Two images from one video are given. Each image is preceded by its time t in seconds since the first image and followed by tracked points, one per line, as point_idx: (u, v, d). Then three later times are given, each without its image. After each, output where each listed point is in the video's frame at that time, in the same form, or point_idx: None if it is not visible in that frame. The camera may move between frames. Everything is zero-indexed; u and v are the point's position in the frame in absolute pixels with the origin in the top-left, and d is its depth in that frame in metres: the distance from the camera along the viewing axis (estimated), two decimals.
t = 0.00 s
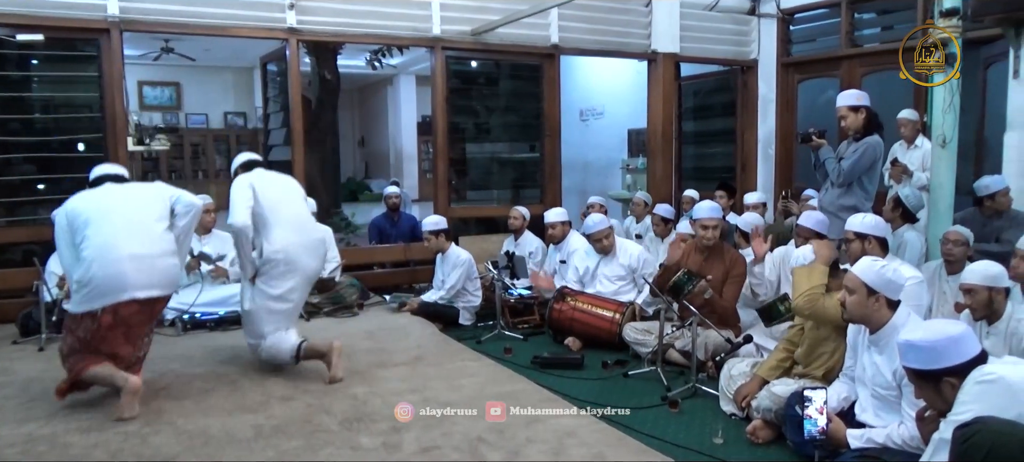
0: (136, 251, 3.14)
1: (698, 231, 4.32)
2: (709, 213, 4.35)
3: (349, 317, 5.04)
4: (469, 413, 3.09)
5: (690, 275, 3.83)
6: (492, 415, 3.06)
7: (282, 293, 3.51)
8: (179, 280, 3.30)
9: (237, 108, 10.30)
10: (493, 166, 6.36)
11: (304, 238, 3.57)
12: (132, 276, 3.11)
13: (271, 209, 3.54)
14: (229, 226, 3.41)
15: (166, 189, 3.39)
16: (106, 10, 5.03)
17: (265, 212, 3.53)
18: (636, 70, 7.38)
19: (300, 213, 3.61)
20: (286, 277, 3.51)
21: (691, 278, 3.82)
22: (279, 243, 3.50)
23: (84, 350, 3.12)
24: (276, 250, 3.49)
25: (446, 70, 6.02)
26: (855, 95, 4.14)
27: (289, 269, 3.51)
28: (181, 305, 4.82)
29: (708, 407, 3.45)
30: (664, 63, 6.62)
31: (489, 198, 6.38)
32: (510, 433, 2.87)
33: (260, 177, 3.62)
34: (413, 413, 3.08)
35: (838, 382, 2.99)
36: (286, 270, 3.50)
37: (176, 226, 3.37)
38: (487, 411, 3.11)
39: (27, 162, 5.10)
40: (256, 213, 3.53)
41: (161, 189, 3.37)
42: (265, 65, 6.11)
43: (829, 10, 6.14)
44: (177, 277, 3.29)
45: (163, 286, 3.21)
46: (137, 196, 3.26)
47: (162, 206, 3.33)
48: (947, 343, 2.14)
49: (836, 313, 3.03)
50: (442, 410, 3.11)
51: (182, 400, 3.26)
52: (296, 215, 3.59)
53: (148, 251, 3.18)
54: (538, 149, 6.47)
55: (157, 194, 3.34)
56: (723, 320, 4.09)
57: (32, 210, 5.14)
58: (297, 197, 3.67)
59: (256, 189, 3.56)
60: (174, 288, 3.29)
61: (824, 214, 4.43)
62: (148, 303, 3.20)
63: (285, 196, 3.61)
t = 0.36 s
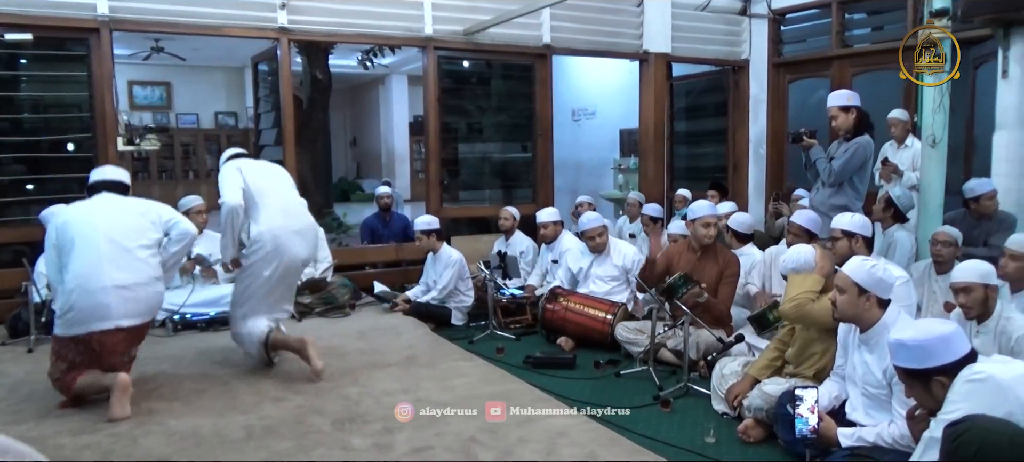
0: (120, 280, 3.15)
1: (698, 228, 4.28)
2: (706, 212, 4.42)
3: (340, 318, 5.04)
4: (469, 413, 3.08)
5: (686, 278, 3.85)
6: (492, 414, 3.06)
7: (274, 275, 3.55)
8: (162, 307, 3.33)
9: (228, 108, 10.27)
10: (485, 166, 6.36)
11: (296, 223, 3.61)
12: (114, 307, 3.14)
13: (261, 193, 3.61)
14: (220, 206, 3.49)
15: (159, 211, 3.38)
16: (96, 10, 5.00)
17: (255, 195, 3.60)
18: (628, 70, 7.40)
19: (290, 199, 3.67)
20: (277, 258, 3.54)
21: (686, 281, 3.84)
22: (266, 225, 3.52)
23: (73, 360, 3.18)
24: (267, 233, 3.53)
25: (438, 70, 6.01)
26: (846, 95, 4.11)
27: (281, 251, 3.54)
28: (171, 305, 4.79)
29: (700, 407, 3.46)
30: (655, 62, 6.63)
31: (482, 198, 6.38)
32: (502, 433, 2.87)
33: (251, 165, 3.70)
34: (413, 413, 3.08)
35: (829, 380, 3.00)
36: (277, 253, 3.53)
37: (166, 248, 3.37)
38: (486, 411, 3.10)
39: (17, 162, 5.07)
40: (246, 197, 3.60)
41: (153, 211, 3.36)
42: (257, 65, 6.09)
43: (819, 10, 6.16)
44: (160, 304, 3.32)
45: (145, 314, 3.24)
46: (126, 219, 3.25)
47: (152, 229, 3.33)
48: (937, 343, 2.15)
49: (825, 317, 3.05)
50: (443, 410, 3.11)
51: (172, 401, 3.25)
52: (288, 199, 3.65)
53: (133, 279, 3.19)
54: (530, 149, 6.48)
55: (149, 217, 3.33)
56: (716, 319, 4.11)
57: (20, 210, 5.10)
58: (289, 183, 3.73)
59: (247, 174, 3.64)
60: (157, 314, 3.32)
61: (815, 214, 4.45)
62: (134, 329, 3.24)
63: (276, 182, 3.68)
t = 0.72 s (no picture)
0: (104, 214, 3.05)
1: (692, 227, 4.32)
2: (699, 211, 4.38)
3: (332, 318, 5.02)
4: (470, 413, 3.08)
5: (676, 272, 3.88)
6: (492, 415, 3.06)
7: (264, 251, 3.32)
8: (154, 250, 3.18)
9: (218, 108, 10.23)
10: (477, 166, 6.36)
11: (292, 191, 3.40)
12: (98, 239, 3.01)
13: (256, 154, 3.37)
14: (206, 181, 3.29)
15: (150, 149, 3.28)
16: (85, 9, 4.97)
17: (249, 157, 3.37)
18: (619, 70, 7.41)
19: (289, 161, 3.44)
20: (268, 233, 3.31)
21: (676, 275, 3.86)
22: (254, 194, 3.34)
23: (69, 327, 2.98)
24: (257, 201, 3.33)
25: (430, 69, 6.00)
26: (836, 95, 4.13)
27: (272, 225, 3.32)
28: (161, 306, 4.77)
29: (692, 406, 3.47)
30: (647, 62, 6.65)
31: (474, 198, 6.38)
32: (495, 433, 2.87)
33: (247, 117, 3.45)
34: (413, 413, 3.07)
35: (820, 379, 3.01)
36: (269, 224, 3.31)
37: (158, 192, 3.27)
38: (487, 411, 3.10)
39: (5, 162, 5.04)
40: (237, 158, 3.37)
41: (143, 146, 3.25)
42: (248, 64, 6.07)
43: (810, 11, 6.18)
44: (151, 246, 3.17)
45: (134, 254, 3.10)
46: (112, 153, 3.15)
47: (142, 167, 3.23)
48: (926, 341, 2.16)
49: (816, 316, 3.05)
50: (443, 410, 3.11)
51: (163, 402, 3.23)
52: (285, 162, 3.42)
53: (120, 214, 3.08)
54: (522, 149, 6.48)
55: (138, 154, 3.23)
56: (707, 318, 4.12)
57: (8, 211, 5.07)
58: (289, 142, 3.49)
59: (241, 130, 3.39)
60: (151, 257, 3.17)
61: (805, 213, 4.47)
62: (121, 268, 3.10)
63: (275, 139, 3.44)
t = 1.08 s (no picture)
0: (100, 196, 2.60)
1: (675, 226, 4.33)
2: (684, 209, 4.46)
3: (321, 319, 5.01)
4: (470, 413, 3.08)
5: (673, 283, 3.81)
6: (493, 415, 3.05)
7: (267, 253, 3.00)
8: (163, 240, 2.74)
9: (207, 108, 10.18)
10: (467, 165, 6.36)
11: (304, 188, 3.03)
12: (92, 228, 2.58)
13: (270, 139, 2.99)
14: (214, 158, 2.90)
15: (149, 111, 2.74)
16: (72, 8, 4.94)
17: (262, 141, 2.98)
18: (609, 70, 7.42)
19: (304, 151, 3.06)
20: (272, 234, 2.98)
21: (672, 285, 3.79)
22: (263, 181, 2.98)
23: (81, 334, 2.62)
24: (266, 195, 2.97)
25: (420, 69, 5.99)
26: (824, 95, 4.15)
27: (279, 225, 2.98)
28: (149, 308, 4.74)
29: (682, 405, 3.48)
30: (636, 62, 6.66)
31: (464, 198, 6.38)
32: (484, 433, 2.87)
33: (267, 91, 3.05)
34: (413, 413, 3.07)
35: (808, 378, 3.03)
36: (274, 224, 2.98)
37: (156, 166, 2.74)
38: (487, 411, 3.10)
39: None
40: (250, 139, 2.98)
41: (139, 109, 2.71)
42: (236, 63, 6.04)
43: (799, 11, 6.21)
44: (161, 233, 2.74)
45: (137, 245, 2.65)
46: (105, 121, 2.64)
47: (140, 136, 2.71)
48: (914, 339, 2.17)
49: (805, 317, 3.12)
50: (443, 410, 3.11)
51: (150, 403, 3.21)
52: (301, 149, 3.04)
53: (118, 197, 2.63)
54: (512, 149, 6.48)
55: (133, 119, 2.69)
56: (698, 318, 4.14)
57: None
58: (309, 129, 3.09)
59: (259, 107, 2.99)
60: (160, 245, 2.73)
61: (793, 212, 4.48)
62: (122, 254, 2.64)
63: (294, 125, 3.04)
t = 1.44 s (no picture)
0: (92, 200, 2.45)
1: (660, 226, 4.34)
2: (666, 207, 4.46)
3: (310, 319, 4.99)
4: (470, 413, 3.08)
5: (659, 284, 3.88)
6: (492, 415, 3.04)
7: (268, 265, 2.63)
8: (162, 243, 2.60)
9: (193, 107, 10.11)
10: (456, 165, 6.35)
11: (310, 194, 2.70)
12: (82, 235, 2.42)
13: (273, 138, 2.64)
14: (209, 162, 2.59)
15: (150, 101, 2.55)
16: (57, 6, 4.90)
17: (264, 140, 2.64)
18: (598, 70, 7.43)
19: (310, 154, 2.72)
20: (277, 244, 2.64)
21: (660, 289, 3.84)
22: (264, 186, 2.64)
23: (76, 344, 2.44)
24: (268, 201, 2.63)
25: (408, 69, 5.98)
26: (812, 95, 4.18)
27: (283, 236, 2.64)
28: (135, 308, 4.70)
29: (671, 404, 3.48)
30: (625, 62, 6.67)
31: (452, 197, 6.37)
32: (474, 433, 2.86)
33: (272, 83, 2.70)
34: (414, 413, 3.07)
35: (797, 376, 3.04)
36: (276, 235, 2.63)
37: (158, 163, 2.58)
38: (486, 411, 3.09)
39: None
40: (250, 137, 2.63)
41: (139, 99, 2.53)
42: (223, 63, 6.00)
43: (786, 12, 6.24)
44: (160, 235, 2.59)
45: (133, 250, 2.50)
46: (101, 114, 2.48)
47: (138, 129, 2.54)
48: (902, 338, 2.19)
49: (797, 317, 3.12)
50: (443, 410, 3.10)
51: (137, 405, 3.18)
52: (308, 150, 2.71)
53: (111, 201, 2.48)
54: (501, 149, 6.48)
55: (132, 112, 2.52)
56: (687, 317, 4.14)
57: None
58: (317, 129, 2.74)
59: (262, 102, 2.64)
60: (159, 249, 2.59)
61: (781, 212, 4.51)
62: (110, 263, 2.46)
63: (300, 123, 2.70)
